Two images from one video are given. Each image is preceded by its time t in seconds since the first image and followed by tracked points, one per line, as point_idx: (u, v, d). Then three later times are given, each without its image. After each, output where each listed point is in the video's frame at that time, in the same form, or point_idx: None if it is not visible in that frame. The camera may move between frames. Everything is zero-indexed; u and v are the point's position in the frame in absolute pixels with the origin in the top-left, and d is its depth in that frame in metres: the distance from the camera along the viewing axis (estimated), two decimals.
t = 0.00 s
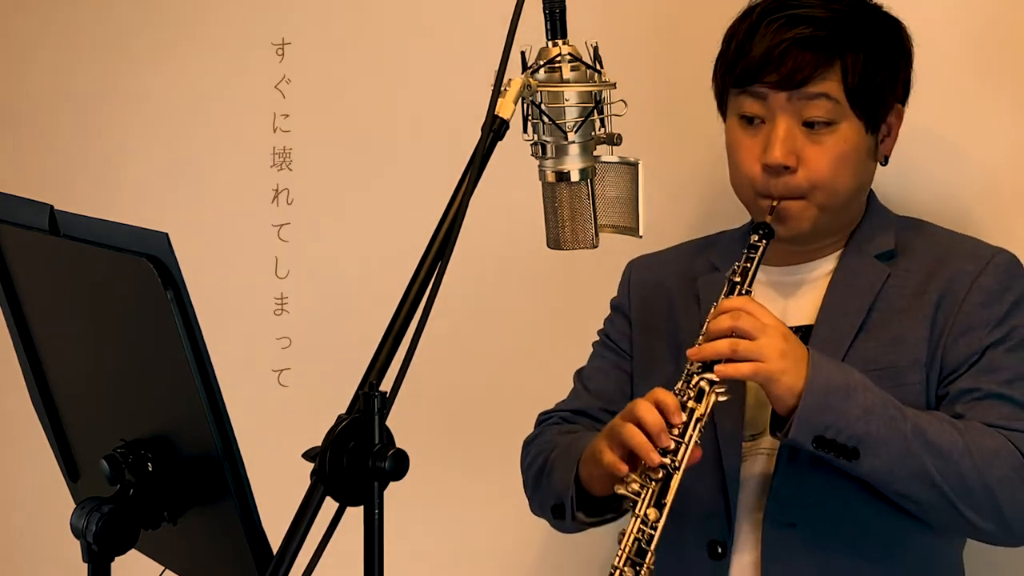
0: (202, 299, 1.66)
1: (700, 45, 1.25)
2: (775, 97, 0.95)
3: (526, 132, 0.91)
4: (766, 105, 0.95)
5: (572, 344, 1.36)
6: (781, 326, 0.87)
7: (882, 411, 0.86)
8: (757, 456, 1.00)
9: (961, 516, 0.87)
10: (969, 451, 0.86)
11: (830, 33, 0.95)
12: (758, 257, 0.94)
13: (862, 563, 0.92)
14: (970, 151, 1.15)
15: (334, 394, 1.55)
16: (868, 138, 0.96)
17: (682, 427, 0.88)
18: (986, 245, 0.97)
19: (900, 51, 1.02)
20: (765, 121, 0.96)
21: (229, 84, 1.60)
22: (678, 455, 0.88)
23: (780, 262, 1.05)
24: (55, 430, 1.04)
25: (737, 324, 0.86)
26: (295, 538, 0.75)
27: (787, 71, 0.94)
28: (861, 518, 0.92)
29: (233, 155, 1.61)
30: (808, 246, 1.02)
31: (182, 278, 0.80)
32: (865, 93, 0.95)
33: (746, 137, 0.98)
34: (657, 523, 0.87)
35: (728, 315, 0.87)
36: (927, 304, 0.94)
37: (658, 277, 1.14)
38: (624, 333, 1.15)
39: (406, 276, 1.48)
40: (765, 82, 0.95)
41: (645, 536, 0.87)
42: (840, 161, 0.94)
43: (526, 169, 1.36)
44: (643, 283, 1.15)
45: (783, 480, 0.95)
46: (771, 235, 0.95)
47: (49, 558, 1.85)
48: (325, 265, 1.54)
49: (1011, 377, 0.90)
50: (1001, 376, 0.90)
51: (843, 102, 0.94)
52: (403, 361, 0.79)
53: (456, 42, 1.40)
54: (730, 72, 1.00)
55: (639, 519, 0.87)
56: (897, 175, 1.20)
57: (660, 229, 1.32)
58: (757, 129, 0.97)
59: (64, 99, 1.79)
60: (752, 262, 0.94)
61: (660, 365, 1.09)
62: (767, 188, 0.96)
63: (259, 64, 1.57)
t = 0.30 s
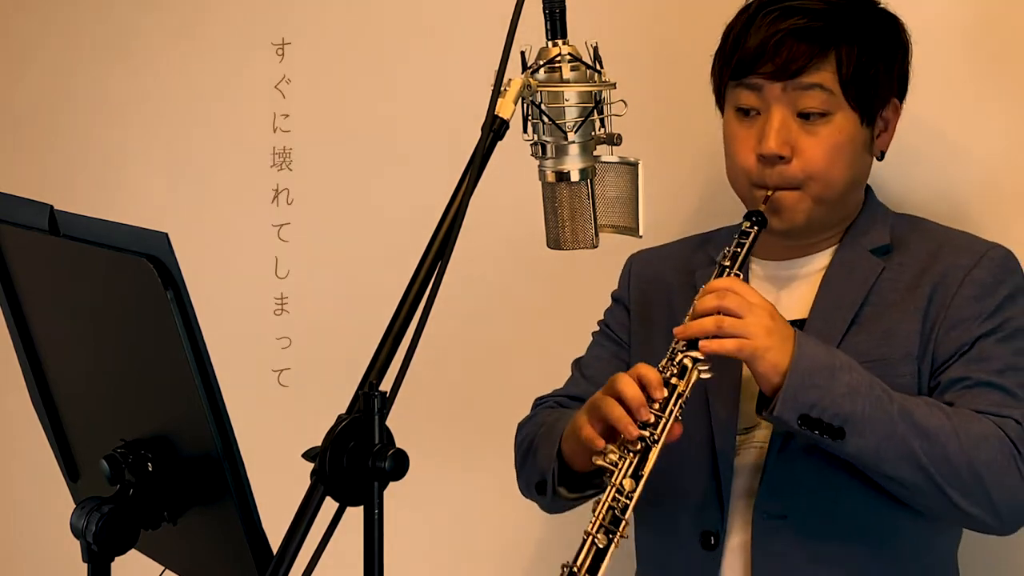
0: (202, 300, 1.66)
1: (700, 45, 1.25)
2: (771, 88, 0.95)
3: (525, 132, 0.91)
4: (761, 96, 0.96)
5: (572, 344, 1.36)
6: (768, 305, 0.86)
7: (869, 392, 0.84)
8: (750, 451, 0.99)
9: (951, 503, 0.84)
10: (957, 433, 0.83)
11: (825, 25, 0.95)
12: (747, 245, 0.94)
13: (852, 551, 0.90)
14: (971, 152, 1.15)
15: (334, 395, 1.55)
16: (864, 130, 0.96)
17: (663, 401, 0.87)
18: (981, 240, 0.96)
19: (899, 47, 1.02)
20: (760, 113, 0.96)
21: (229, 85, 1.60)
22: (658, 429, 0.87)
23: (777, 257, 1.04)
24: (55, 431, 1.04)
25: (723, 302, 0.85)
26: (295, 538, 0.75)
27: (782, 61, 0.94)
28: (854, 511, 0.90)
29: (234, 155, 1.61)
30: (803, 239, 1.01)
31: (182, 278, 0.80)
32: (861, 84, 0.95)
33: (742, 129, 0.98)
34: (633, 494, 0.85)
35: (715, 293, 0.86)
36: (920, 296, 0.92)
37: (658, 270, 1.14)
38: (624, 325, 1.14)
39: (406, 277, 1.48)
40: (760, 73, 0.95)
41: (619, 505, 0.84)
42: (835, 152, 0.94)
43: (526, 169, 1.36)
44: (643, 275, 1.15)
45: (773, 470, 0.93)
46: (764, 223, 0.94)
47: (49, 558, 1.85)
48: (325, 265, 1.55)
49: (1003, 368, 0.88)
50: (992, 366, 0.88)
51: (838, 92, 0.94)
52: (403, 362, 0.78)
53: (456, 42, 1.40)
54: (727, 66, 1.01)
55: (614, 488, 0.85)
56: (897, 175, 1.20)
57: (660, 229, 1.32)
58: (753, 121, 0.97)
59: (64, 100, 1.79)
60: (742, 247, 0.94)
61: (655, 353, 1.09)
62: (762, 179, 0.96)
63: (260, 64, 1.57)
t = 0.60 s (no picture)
0: (202, 300, 1.66)
1: (700, 45, 1.25)
2: (771, 80, 0.95)
3: (525, 132, 0.91)
4: (762, 88, 0.96)
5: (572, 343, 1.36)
6: (759, 289, 0.86)
7: (858, 377, 0.83)
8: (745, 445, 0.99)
9: (939, 492, 0.83)
10: (947, 422, 0.83)
11: (827, 18, 0.95)
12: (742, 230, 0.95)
13: (844, 543, 0.90)
14: (971, 152, 1.15)
15: (334, 395, 1.55)
16: (864, 123, 0.96)
17: (650, 377, 0.87)
18: (978, 239, 0.95)
19: (900, 44, 1.02)
20: (761, 104, 0.96)
21: (229, 85, 1.60)
22: (644, 405, 0.87)
23: (774, 252, 1.04)
24: (55, 431, 1.04)
25: (713, 283, 0.85)
26: (295, 537, 0.75)
27: (783, 53, 0.94)
28: (845, 503, 0.90)
29: (234, 155, 1.61)
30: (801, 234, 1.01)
31: (182, 278, 0.80)
32: (861, 78, 0.95)
33: (743, 121, 0.98)
34: (615, 467, 0.84)
35: (705, 274, 0.86)
36: (915, 292, 0.92)
37: (659, 264, 1.14)
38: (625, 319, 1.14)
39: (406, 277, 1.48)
40: (761, 65, 0.95)
41: (600, 477, 0.83)
42: (833, 143, 0.94)
43: (526, 169, 1.36)
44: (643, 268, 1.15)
45: (765, 461, 0.93)
46: (761, 212, 0.95)
47: (48, 558, 1.85)
48: (325, 265, 1.55)
49: (995, 362, 0.88)
50: (984, 360, 0.88)
51: (838, 85, 0.94)
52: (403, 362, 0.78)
53: (456, 42, 1.40)
54: (729, 58, 1.01)
55: (597, 459, 0.85)
56: (897, 175, 1.20)
57: (660, 229, 1.32)
58: (753, 113, 0.97)
59: (64, 100, 1.79)
60: (737, 233, 0.95)
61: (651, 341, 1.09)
62: (761, 170, 0.96)
63: (260, 64, 1.57)
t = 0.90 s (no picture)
0: (202, 300, 1.66)
1: (700, 45, 1.25)
2: (766, 73, 0.96)
3: (526, 132, 0.91)
4: (757, 82, 0.97)
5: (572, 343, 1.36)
6: (749, 272, 0.85)
7: (847, 365, 0.82)
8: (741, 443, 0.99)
9: (927, 482, 0.83)
10: (936, 412, 0.82)
11: (821, 13, 0.96)
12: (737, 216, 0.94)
13: (837, 539, 0.89)
14: (971, 152, 1.15)
15: (334, 395, 1.55)
16: (860, 117, 0.96)
17: (640, 354, 0.87)
18: (975, 238, 0.95)
19: (897, 40, 1.02)
20: (756, 98, 0.97)
21: (229, 85, 1.60)
22: (633, 380, 0.87)
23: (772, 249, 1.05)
24: (55, 431, 1.04)
25: (705, 264, 0.85)
26: (295, 538, 0.75)
27: (777, 47, 0.95)
28: (839, 500, 0.90)
29: (234, 155, 1.61)
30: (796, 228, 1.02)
31: (182, 278, 0.80)
32: (856, 72, 0.96)
33: (739, 115, 0.99)
34: (602, 440, 0.84)
35: (697, 256, 0.86)
36: (909, 290, 0.92)
37: (660, 260, 1.14)
38: (625, 314, 1.14)
39: (406, 277, 1.48)
40: (756, 58, 0.96)
41: (587, 448, 0.83)
42: (828, 136, 0.94)
43: (526, 169, 1.36)
44: (644, 265, 1.15)
45: (758, 457, 0.93)
46: (757, 201, 0.95)
47: (48, 558, 1.85)
48: (324, 265, 1.55)
49: (987, 360, 0.88)
50: (977, 357, 0.87)
51: (833, 78, 0.94)
52: (403, 362, 0.78)
53: (456, 42, 1.40)
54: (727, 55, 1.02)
55: (584, 431, 0.84)
56: (897, 176, 1.20)
57: (661, 229, 1.32)
58: (749, 107, 0.98)
59: (64, 100, 1.79)
60: (731, 220, 0.94)
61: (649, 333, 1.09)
62: (756, 162, 0.96)
63: (259, 64, 1.57)
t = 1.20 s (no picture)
0: (202, 300, 1.66)
1: (700, 45, 1.25)
2: (754, 67, 0.97)
3: (525, 131, 0.91)
4: (745, 76, 0.98)
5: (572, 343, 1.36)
6: (736, 256, 0.86)
7: (833, 347, 0.82)
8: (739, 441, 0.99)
9: (914, 466, 0.82)
10: (924, 397, 0.82)
11: (806, 7, 0.98)
12: (727, 202, 0.93)
13: (834, 534, 0.89)
14: (971, 151, 1.15)
15: (334, 395, 1.55)
16: (849, 108, 0.97)
17: (624, 335, 0.87)
18: (969, 233, 0.94)
19: (884, 32, 1.04)
20: (745, 92, 0.98)
21: (229, 85, 1.60)
22: (616, 359, 0.86)
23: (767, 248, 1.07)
24: (55, 431, 1.04)
25: (691, 248, 0.85)
26: (295, 538, 0.75)
27: (763, 40, 0.97)
28: (835, 495, 0.90)
29: (234, 155, 1.61)
30: (789, 226, 1.04)
31: (182, 279, 0.80)
32: (843, 63, 0.97)
33: (729, 111, 1.00)
34: (583, 415, 0.83)
35: (684, 240, 0.86)
36: (901, 283, 0.92)
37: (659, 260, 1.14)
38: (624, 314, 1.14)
39: (406, 276, 1.48)
40: (744, 53, 0.98)
41: (568, 423, 0.82)
42: (818, 125, 0.94)
43: (526, 169, 1.36)
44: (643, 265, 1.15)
45: (753, 453, 0.93)
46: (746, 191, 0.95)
47: (48, 558, 1.85)
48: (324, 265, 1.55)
49: (978, 348, 0.87)
50: (966, 346, 0.86)
51: (820, 69, 0.96)
52: (403, 362, 0.78)
53: (456, 42, 1.40)
54: (716, 54, 1.04)
55: (567, 407, 0.83)
56: (897, 176, 1.20)
57: (661, 228, 1.32)
58: (739, 102, 0.99)
59: (64, 99, 1.79)
60: (719, 207, 0.93)
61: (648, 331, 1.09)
62: (747, 154, 0.97)
63: (260, 65, 1.57)
